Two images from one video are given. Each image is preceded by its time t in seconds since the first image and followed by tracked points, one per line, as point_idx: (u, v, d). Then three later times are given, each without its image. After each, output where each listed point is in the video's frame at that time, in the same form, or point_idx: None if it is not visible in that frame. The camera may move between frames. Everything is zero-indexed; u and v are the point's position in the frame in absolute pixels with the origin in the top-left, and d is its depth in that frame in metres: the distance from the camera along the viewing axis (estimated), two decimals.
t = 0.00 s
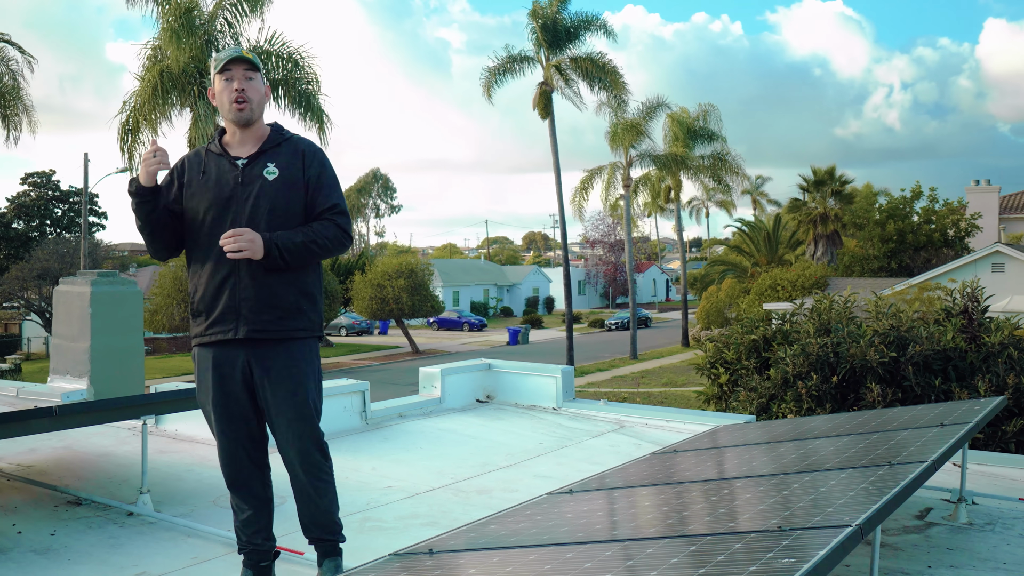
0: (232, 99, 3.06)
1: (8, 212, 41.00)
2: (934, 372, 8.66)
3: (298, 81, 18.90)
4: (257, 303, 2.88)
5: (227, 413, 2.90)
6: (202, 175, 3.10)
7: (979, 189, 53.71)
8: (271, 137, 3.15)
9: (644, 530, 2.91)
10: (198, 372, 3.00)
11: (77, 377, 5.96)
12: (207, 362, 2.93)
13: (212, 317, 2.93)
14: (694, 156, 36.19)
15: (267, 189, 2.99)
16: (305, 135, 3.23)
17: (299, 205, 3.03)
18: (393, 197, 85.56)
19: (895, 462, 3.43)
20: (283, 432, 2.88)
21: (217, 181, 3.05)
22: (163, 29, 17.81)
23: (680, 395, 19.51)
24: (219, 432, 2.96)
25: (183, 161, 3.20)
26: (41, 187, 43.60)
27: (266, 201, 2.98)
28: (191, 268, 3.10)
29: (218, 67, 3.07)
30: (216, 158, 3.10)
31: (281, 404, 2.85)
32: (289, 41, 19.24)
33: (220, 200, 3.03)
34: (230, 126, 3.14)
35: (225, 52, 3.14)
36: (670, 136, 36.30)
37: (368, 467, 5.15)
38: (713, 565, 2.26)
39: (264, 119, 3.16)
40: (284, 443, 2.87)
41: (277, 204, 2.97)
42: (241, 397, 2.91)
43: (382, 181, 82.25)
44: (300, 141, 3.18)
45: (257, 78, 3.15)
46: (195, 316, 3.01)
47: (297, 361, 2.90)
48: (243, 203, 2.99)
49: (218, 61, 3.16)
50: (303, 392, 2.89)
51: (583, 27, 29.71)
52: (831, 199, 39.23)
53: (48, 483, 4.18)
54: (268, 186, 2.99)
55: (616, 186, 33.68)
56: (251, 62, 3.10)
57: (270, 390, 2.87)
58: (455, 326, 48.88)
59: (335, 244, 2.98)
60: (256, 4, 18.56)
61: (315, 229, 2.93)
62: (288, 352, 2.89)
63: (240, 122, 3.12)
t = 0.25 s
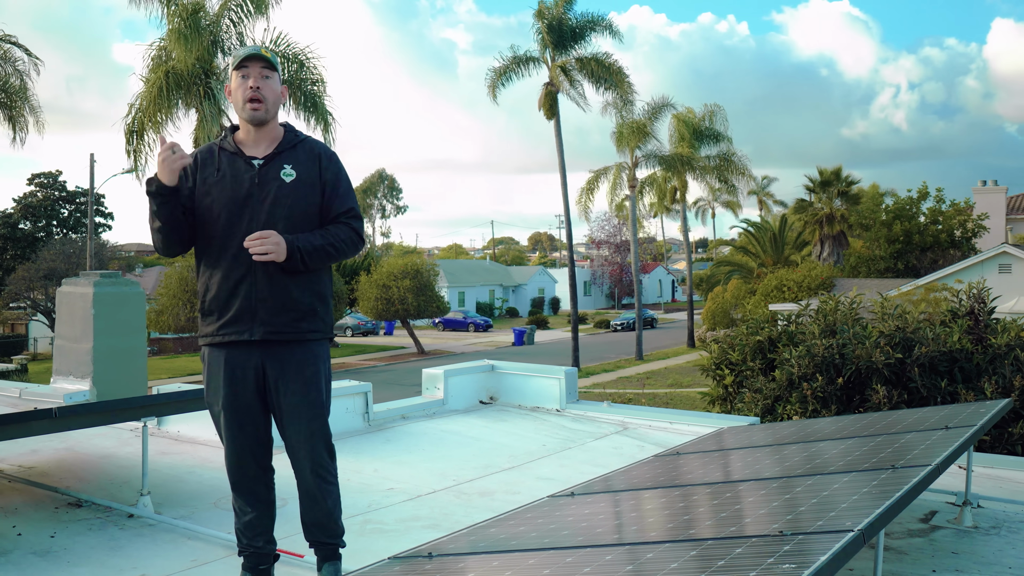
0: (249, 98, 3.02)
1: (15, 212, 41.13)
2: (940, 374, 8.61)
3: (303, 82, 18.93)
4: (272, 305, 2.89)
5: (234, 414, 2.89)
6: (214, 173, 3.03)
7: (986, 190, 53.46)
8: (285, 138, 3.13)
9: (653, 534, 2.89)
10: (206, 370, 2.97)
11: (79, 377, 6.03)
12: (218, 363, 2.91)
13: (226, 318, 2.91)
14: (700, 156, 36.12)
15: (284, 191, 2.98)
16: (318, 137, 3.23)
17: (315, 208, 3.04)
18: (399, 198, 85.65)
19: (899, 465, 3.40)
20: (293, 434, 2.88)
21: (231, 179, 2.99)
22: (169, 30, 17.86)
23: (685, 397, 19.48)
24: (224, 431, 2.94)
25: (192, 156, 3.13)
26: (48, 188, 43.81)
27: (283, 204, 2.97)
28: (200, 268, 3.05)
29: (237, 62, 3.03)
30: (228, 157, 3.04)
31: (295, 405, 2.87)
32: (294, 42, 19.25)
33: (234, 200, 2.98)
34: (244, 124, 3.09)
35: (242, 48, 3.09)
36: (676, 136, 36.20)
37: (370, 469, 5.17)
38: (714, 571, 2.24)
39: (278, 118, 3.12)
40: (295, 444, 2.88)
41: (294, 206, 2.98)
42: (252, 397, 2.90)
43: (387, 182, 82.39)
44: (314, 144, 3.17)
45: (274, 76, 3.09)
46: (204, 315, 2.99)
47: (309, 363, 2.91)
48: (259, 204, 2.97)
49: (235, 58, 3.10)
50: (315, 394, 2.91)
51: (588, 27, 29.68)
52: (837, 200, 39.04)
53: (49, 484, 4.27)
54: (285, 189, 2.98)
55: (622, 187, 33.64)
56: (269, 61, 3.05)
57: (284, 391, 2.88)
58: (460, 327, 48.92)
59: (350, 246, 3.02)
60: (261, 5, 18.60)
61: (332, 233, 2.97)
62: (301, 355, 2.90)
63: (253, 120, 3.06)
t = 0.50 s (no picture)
0: (275, 98, 3.00)
1: (21, 213, 41.30)
2: (945, 375, 8.56)
3: (307, 83, 18.97)
4: (293, 310, 2.90)
5: (246, 416, 2.88)
6: (233, 175, 2.98)
7: (993, 190, 53.16)
8: (303, 140, 3.12)
9: (662, 537, 2.85)
10: (217, 373, 2.94)
11: (82, 378, 6.13)
12: (234, 366, 2.89)
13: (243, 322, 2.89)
14: (705, 157, 36.04)
15: (305, 196, 2.98)
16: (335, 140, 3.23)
17: (333, 214, 3.07)
18: (404, 199, 85.82)
19: (902, 467, 3.38)
20: (305, 438, 2.92)
21: (252, 182, 2.96)
22: (174, 31, 17.91)
23: (690, 398, 19.43)
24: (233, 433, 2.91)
25: (205, 154, 3.06)
26: (54, 189, 44.03)
27: (304, 210, 2.98)
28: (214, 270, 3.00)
29: (262, 63, 3.01)
30: (247, 158, 3.00)
31: (313, 409, 2.91)
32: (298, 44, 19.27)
33: (253, 203, 2.95)
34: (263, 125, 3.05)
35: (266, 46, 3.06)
36: (681, 136, 36.14)
37: (372, 471, 5.17)
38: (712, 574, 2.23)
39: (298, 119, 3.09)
40: (312, 448, 2.92)
41: (314, 211, 2.99)
42: (268, 400, 2.91)
43: (392, 183, 82.51)
44: (331, 148, 3.18)
45: (298, 76, 3.07)
46: (217, 317, 2.95)
47: (325, 367, 2.95)
48: (280, 208, 2.95)
49: (259, 55, 3.07)
50: (330, 398, 2.96)
51: (593, 27, 29.65)
52: (843, 200, 38.88)
53: (48, 486, 4.35)
54: (306, 194, 2.98)
55: (627, 187, 33.58)
56: (296, 61, 3.03)
57: (302, 395, 2.91)
58: (465, 327, 48.93)
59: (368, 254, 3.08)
60: (265, 6, 18.63)
61: (352, 240, 3.02)
62: (318, 360, 2.94)
63: (274, 122, 3.04)
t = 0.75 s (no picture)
0: (289, 107, 2.98)
1: (24, 214, 41.37)
2: (947, 376, 8.52)
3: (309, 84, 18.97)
4: (305, 317, 2.91)
5: (253, 418, 2.86)
6: (247, 180, 2.97)
7: (995, 190, 53.08)
8: (316, 145, 3.12)
9: (668, 540, 2.82)
10: (226, 374, 2.92)
11: (82, 379, 6.16)
12: (243, 368, 2.88)
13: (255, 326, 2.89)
14: (707, 157, 36.00)
15: (318, 203, 2.99)
16: (348, 145, 3.22)
17: (345, 220, 3.08)
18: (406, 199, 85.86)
19: (903, 470, 3.36)
20: (312, 442, 2.92)
21: (266, 188, 2.95)
22: (176, 32, 17.94)
23: (692, 398, 19.41)
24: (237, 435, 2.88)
25: (217, 156, 3.03)
26: (57, 190, 44.15)
27: (317, 216, 2.98)
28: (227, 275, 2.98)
29: (276, 70, 2.99)
30: (261, 163, 2.99)
31: (321, 414, 2.92)
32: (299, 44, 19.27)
33: (267, 209, 2.95)
34: (277, 131, 3.04)
35: (279, 52, 3.04)
36: (684, 137, 36.11)
37: (371, 472, 5.17)
38: None
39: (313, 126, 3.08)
40: (319, 453, 2.93)
41: (327, 218, 3.00)
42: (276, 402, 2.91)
43: (395, 183, 82.56)
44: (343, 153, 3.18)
45: (312, 84, 3.07)
46: (226, 320, 2.93)
47: (334, 373, 2.97)
48: (295, 215, 2.95)
49: (272, 62, 3.05)
50: (336, 404, 2.97)
51: (595, 28, 29.64)
52: (845, 201, 38.81)
53: (48, 488, 4.38)
54: (319, 201, 2.99)
55: (630, 188, 33.54)
56: (310, 70, 3.02)
57: (310, 399, 2.92)
58: (468, 328, 48.94)
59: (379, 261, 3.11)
60: (267, 7, 18.63)
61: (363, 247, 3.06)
62: (328, 365, 2.95)
63: (289, 130, 3.03)
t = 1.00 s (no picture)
0: (297, 112, 2.96)
1: (25, 214, 41.40)
2: (949, 377, 8.48)
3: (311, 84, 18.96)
4: (312, 320, 2.91)
5: (256, 418, 2.84)
6: (256, 184, 2.96)
7: (997, 191, 53.01)
8: (325, 148, 3.10)
9: (668, 542, 2.80)
10: (230, 374, 2.89)
11: (80, 380, 6.17)
12: (249, 369, 2.85)
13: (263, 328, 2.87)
14: (709, 158, 35.97)
15: (326, 207, 2.98)
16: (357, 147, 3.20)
17: (354, 223, 3.07)
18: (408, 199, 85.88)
19: (903, 472, 3.34)
20: (315, 445, 2.92)
21: (274, 192, 2.93)
22: (177, 32, 17.94)
23: (693, 399, 19.38)
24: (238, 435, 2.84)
25: (225, 159, 3.01)
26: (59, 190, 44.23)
27: (325, 219, 2.97)
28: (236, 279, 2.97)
29: (283, 75, 2.96)
30: (269, 167, 2.97)
31: (326, 417, 2.92)
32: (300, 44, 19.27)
33: (275, 214, 2.93)
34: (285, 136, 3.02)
35: (286, 56, 3.01)
36: (685, 137, 36.09)
37: (370, 474, 5.17)
38: None
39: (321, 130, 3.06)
40: (324, 456, 2.93)
41: (336, 222, 2.99)
42: (281, 403, 2.90)
43: (397, 184, 82.58)
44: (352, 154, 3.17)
45: (320, 88, 3.04)
46: (233, 322, 2.92)
47: (340, 375, 2.97)
48: (302, 219, 2.93)
49: (280, 65, 3.02)
50: (340, 408, 2.97)
51: (597, 29, 29.61)
52: (847, 201, 38.75)
53: (45, 489, 4.39)
54: (327, 204, 2.98)
55: (631, 188, 33.50)
56: (317, 73, 2.99)
57: (316, 402, 2.91)
58: (469, 328, 48.93)
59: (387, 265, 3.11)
60: (268, 7, 18.63)
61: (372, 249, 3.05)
62: (335, 369, 2.96)
63: (297, 135, 3.00)
